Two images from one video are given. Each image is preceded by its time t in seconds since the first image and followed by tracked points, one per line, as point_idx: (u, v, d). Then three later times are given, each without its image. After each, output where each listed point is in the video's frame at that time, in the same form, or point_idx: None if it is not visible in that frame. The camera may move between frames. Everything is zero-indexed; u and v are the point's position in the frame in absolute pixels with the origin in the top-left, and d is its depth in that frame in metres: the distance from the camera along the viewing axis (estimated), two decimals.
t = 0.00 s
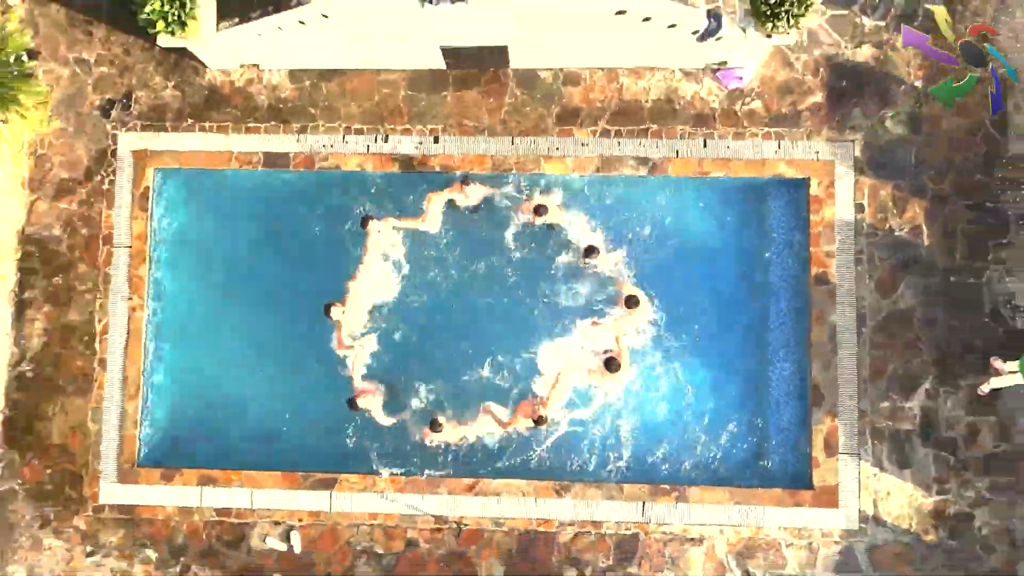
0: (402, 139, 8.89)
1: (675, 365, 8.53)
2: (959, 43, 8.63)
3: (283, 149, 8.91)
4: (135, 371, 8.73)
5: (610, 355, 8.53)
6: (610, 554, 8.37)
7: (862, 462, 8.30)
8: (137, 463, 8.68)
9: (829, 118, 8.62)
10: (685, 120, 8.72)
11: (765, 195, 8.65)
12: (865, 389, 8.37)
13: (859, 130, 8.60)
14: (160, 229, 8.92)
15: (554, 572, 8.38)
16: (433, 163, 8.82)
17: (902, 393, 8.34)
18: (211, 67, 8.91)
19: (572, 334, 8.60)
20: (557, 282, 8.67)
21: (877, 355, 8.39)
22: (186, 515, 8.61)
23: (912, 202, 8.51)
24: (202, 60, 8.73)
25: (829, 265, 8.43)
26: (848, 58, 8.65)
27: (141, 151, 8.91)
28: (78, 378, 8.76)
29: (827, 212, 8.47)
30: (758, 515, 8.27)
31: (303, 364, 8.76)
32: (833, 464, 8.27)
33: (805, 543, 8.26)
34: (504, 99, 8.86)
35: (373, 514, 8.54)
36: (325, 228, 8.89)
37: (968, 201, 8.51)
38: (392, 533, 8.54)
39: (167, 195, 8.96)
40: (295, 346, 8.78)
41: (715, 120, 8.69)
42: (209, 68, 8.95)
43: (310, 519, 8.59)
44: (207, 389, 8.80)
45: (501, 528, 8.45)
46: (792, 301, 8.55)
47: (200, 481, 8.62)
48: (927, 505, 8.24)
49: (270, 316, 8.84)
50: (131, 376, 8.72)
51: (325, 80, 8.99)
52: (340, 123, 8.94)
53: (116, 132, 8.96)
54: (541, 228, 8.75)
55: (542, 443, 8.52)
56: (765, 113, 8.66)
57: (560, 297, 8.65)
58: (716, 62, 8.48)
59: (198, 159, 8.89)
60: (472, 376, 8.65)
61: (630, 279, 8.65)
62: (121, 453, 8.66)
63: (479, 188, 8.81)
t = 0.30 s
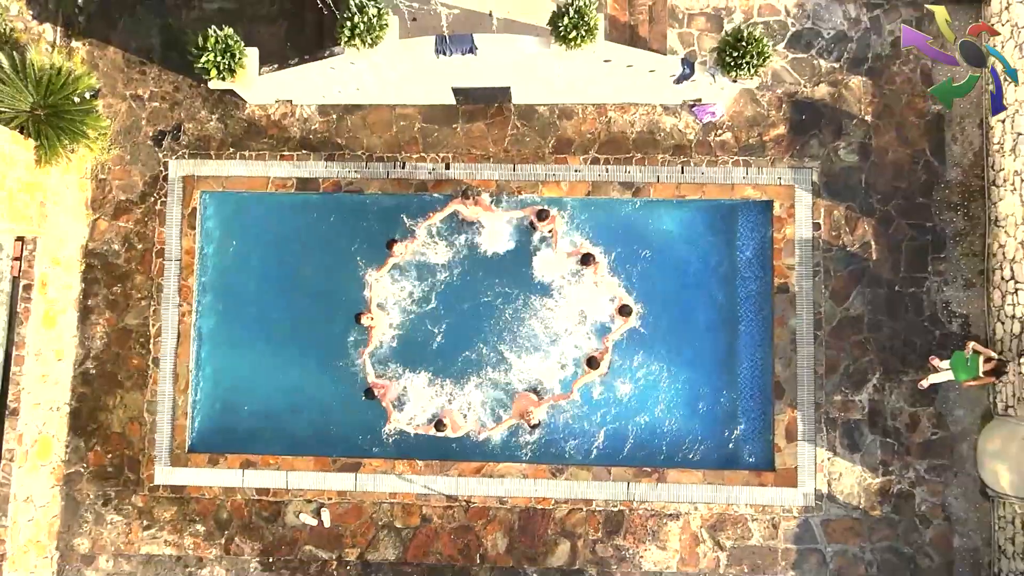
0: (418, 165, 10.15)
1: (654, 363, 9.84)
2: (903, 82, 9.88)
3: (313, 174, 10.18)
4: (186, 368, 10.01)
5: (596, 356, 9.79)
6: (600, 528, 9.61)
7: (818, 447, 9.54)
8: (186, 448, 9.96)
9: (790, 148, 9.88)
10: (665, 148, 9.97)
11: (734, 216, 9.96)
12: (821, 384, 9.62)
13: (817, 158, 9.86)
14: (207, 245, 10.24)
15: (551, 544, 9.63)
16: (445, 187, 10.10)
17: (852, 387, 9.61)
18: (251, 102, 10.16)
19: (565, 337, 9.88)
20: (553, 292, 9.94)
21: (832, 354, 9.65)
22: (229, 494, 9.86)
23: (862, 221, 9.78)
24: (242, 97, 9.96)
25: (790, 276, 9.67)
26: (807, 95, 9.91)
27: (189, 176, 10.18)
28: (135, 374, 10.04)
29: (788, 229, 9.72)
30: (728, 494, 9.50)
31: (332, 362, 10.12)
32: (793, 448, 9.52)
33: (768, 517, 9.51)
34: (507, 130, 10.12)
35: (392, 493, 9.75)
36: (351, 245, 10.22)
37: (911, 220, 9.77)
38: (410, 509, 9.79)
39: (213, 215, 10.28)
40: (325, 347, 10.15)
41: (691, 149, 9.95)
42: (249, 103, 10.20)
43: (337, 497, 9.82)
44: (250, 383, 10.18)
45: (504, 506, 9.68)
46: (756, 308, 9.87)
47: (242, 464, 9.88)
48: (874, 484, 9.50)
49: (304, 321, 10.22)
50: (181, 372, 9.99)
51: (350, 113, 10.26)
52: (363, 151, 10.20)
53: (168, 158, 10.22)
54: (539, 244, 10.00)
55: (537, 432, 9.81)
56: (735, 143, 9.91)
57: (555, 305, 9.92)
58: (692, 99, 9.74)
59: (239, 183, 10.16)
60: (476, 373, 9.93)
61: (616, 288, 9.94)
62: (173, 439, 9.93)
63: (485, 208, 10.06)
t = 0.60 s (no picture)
0: (430, 186, 11.41)
1: (639, 362, 11.16)
2: (860, 112, 11.15)
3: (337, 194, 11.44)
4: (224, 366, 11.28)
5: (581, 357, 11.13)
6: (592, 507, 10.87)
7: (784, 435, 10.82)
8: (225, 437, 11.23)
9: (760, 170, 11.15)
10: (649, 171, 11.24)
11: (710, 231, 11.23)
12: (787, 380, 10.89)
13: (784, 180, 11.13)
14: (242, 257, 11.51)
15: (548, 521, 10.90)
16: (455, 205, 11.35)
17: (814, 382, 10.88)
18: (282, 130, 11.44)
19: (560, 338, 11.20)
20: (548, 299, 11.25)
21: (796, 353, 10.92)
22: (263, 477, 11.13)
23: (823, 235, 11.05)
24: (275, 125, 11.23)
25: (760, 284, 10.92)
26: (775, 123, 11.18)
27: (227, 195, 11.45)
28: (179, 372, 11.32)
29: (758, 242, 10.98)
30: (705, 476, 10.76)
31: (353, 361, 11.48)
32: (762, 437, 10.78)
33: (740, 497, 10.77)
34: (509, 154, 11.39)
35: (408, 476, 11.02)
36: (371, 257, 11.52)
37: (866, 234, 11.05)
38: (423, 491, 11.05)
39: (248, 230, 11.54)
40: (347, 348, 11.50)
41: (673, 172, 11.22)
42: (280, 131, 11.49)
43: (359, 480, 11.08)
44: (281, 379, 11.50)
45: (507, 487, 10.94)
46: (729, 313, 11.14)
47: (274, 451, 11.12)
48: (833, 468, 10.77)
49: (329, 324, 11.56)
50: (221, 370, 11.27)
51: (370, 139, 11.53)
52: (381, 173, 11.48)
53: (208, 180, 11.50)
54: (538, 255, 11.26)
55: (533, 423, 11.11)
56: (711, 166, 11.19)
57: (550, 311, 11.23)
58: (673, 128, 10.99)
59: (271, 202, 11.41)
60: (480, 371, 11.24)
61: (605, 296, 11.25)
62: (214, 429, 11.20)
63: (490, 224, 11.32)
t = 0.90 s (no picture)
0: (440, 202, 12.66)
1: (627, 361, 12.45)
2: (827, 136, 12.41)
3: (356, 209, 12.69)
4: (254, 364, 12.53)
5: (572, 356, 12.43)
6: (585, 490, 12.10)
7: (758, 426, 12.07)
8: (256, 427, 12.49)
9: (737, 188, 12.40)
10: (638, 188, 12.48)
11: (691, 243, 12.49)
12: (761, 376, 12.14)
13: (759, 197, 12.38)
14: (271, 266, 12.81)
15: (546, 503, 12.13)
16: (462, 219, 12.60)
17: (785, 379, 12.14)
18: (306, 152, 12.68)
19: (557, 340, 12.52)
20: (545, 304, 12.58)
21: (769, 353, 12.18)
22: (290, 464, 12.37)
23: (794, 247, 12.30)
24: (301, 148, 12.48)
25: (736, 291, 12.19)
26: (751, 146, 12.44)
27: (257, 210, 12.71)
28: (214, 369, 12.57)
29: (735, 253, 12.23)
30: (686, 463, 12.00)
31: (369, 359, 12.77)
32: (738, 427, 12.03)
33: (719, 482, 12.02)
34: (511, 174, 12.64)
35: (420, 463, 12.26)
36: (386, 266, 12.82)
37: (832, 246, 12.30)
38: (434, 476, 12.29)
39: (276, 242, 12.83)
40: (364, 348, 12.79)
41: (659, 189, 12.47)
42: (305, 152, 12.73)
43: (376, 467, 12.31)
44: (305, 377, 12.78)
45: (510, 473, 12.17)
46: (708, 317, 12.40)
47: (300, 441, 12.37)
48: (801, 455, 12.02)
49: (347, 326, 12.85)
50: (252, 367, 12.52)
51: (385, 160, 12.77)
52: (396, 191, 12.72)
53: (240, 196, 12.76)
54: (537, 266, 12.58)
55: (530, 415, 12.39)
56: (693, 184, 12.44)
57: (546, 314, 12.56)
58: (658, 150, 12.19)
59: (296, 216, 12.67)
60: (483, 368, 12.54)
61: (596, 301, 12.54)
62: (245, 421, 12.45)
63: (494, 237, 12.62)
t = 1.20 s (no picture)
0: (449, 216, 13.97)
1: (619, 360, 13.70)
2: (801, 155, 13.70)
3: (374, 222, 14.01)
4: (281, 363, 13.84)
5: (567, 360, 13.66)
6: (581, 477, 13.39)
7: (736, 419, 13.37)
8: (283, 420, 13.79)
9: (719, 203, 13.69)
10: (629, 203, 13.77)
11: (677, 254, 13.79)
12: (739, 374, 13.45)
13: (738, 211, 13.67)
14: (295, 274, 14.10)
15: (545, 488, 13.42)
16: (469, 232, 13.92)
17: (761, 376, 13.42)
18: (328, 170, 13.98)
19: (555, 341, 13.73)
20: (543, 310, 13.80)
21: (747, 352, 13.47)
22: (313, 453, 13.66)
23: (769, 256, 13.60)
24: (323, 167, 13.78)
25: (717, 296, 13.51)
26: (731, 164, 13.73)
27: (283, 223, 14.02)
28: (244, 367, 13.86)
29: (716, 262, 13.54)
30: (672, 452, 13.31)
31: (383, 360, 14.00)
32: (719, 419, 13.33)
33: (701, 469, 13.31)
34: (514, 190, 13.94)
35: (432, 452, 13.57)
36: (399, 276, 14.09)
37: (805, 255, 13.58)
38: (443, 464, 13.56)
39: (300, 252, 14.13)
40: (377, 350, 14.02)
41: (648, 204, 13.76)
42: (326, 170, 14.02)
43: (391, 455, 13.60)
44: (325, 375, 14.04)
45: (512, 461, 13.47)
46: (691, 321, 13.70)
47: (323, 432, 13.69)
48: (776, 445, 13.31)
49: (363, 329, 14.10)
50: (279, 365, 13.83)
51: (399, 177, 14.06)
52: (409, 206, 14.02)
53: (267, 211, 14.05)
54: (536, 274, 13.84)
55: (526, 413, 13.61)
56: (679, 199, 13.73)
57: (544, 321, 13.77)
58: (647, 168, 13.43)
59: (319, 229, 14.00)
60: (486, 369, 13.77)
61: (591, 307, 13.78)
62: (273, 414, 13.76)
63: (497, 248, 13.92)
